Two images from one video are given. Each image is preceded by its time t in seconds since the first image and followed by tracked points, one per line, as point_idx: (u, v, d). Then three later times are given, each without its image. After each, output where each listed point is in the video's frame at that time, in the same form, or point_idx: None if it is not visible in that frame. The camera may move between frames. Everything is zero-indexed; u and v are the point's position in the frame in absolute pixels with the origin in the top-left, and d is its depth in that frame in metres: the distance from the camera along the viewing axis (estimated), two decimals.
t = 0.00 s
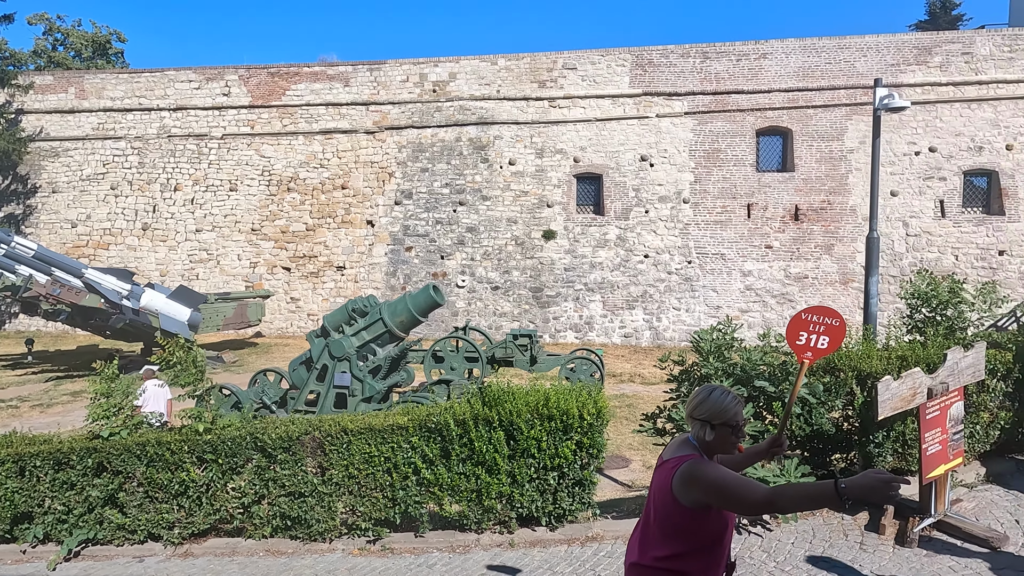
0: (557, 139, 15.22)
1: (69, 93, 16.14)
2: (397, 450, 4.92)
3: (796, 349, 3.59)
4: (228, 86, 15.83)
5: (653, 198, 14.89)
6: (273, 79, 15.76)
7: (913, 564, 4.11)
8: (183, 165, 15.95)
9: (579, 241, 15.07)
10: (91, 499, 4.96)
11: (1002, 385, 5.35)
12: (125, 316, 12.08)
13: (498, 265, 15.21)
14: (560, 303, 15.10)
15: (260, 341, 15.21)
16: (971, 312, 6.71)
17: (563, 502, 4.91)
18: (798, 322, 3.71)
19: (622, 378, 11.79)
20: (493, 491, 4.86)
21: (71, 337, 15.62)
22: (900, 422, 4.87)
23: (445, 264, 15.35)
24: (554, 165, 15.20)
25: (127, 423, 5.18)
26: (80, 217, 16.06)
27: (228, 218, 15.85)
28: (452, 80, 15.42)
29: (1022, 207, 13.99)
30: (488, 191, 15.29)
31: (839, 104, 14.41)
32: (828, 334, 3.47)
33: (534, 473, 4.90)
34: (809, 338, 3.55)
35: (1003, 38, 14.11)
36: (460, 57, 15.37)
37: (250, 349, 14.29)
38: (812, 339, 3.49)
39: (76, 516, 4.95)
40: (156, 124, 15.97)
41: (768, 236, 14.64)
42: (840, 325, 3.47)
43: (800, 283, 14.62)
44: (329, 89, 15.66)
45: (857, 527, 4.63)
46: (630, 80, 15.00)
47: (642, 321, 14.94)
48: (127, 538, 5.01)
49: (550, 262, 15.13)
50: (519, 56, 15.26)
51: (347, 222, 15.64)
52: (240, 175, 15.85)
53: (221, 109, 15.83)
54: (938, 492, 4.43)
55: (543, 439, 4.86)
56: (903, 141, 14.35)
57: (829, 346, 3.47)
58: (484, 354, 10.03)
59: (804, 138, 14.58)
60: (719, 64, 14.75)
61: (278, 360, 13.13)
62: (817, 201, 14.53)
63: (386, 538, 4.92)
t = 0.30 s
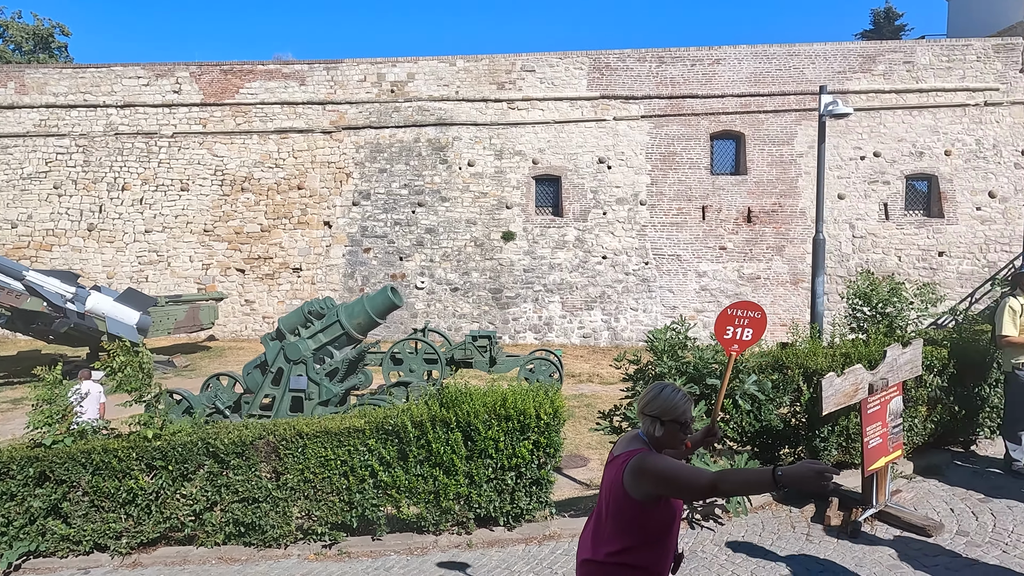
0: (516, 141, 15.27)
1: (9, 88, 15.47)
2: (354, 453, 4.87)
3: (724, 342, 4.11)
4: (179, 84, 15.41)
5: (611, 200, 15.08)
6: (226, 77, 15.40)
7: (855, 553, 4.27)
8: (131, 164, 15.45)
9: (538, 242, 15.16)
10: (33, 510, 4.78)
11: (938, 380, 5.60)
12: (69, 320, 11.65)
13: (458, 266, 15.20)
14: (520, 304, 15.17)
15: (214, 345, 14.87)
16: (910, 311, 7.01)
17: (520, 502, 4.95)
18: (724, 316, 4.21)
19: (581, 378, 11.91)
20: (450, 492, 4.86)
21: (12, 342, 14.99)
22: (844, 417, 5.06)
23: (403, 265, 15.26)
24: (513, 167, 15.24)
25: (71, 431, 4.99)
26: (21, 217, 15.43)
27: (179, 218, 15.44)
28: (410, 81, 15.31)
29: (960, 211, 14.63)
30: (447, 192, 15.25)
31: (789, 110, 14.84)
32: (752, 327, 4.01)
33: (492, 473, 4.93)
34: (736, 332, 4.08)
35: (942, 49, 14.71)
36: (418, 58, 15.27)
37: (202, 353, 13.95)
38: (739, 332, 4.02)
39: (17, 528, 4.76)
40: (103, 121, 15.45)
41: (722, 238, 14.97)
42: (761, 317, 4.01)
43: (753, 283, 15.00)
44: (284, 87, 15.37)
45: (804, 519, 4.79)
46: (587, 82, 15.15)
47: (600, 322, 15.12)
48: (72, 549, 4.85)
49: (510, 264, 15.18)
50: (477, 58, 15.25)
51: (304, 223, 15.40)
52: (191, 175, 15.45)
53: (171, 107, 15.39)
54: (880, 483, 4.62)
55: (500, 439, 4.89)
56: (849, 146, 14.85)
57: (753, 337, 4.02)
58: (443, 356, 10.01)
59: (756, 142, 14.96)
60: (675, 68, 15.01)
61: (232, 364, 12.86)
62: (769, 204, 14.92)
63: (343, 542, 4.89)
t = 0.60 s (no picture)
0: (474, 142, 15.26)
1: None
2: (309, 457, 4.81)
3: (663, 338, 4.43)
4: (125, 80, 14.91)
5: (569, 202, 15.21)
6: (176, 74, 14.98)
7: (801, 545, 4.42)
8: (75, 162, 14.89)
9: (497, 243, 15.19)
10: None
11: (879, 377, 5.83)
12: (11, 323, 11.40)
13: (416, 268, 15.12)
14: (479, 305, 15.18)
15: (164, 349, 14.47)
16: (854, 310, 7.28)
17: (478, 502, 4.97)
18: (659, 312, 4.51)
19: (540, 378, 11.98)
20: (408, 494, 4.85)
21: None
22: (791, 414, 5.23)
23: (361, 267, 15.09)
24: (472, 168, 15.23)
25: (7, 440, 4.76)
26: None
27: (126, 218, 14.97)
28: (367, 80, 15.14)
29: (902, 214, 15.22)
30: (405, 193, 15.14)
31: (741, 114, 15.23)
32: (687, 322, 4.34)
33: (449, 474, 4.94)
34: (672, 328, 4.41)
35: (885, 57, 15.27)
36: (375, 57, 15.11)
37: (152, 357, 13.57)
38: (676, 328, 4.36)
39: None
40: (44, 118, 14.85)
41: (678, 239, 15.25)
42: (695, 313, 4.34)
43: (707, 284, 15.33)
44: (237, 85, 15.03)
45: (753, 513, 4.94)
46: (545, 85, 15.24)
47: (558, 322, 15.25)
48: (11, 563, 4.61)
49: (468, 265, 15.17)
50: (435, 58, 15.18)
51: (258, 224, 15.10)
52: (139, 174, 14.98)
53: (117, 103, 14.89)
54: (825, 476, 4.80)
55: (457, 441, 4.90)
56: (798, 150, 15.30)
57: (689, 331, 4.36)
58: (401, 358, 9.94)
59: (710, 146, 15.29)
60: (631, 72, 15.22)
61: (183, 368, 12.54)
62: (722, 206, 15.27)
63: (298, 548, 4.83)
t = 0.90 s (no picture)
0: (429, 143, 15.19)
1: None
2: (259, 462, 4.72)
3: (593, 335, 4.56)
4: (64, 74, 14.30)
5: (524, 203, 15.29)
6: (118, 68, 14.44)
7: (747, 537, 4.56)
8: (9, 159, 14.22)
9: (452, 245, 15.16)
10: None
11: (821, 373, 6.05)
12: None
13: (370, 269, 14.96)
14: (434, 306, 15.12)
15: (106, 353, 13.96)
16: (798, 308, 7.54)
17: (432, 503, 4.97)
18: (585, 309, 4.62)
19: (495, 379, 11.99)
20: (361, 497, 4.82)
21: None
22: (737, 410, 5.39)
23: (314, 268, 14.86)
24: (427, 169, 15.15)
25: None
26: None
27: (65, 218, 14.38)
28: (319, 79, 14.90)
29: (844, 216, 15.80)
30: (359, 194, 14.97)
31: (691, 119, 15.58)
32: (614, 316, 4.53)
33: (403, 476, 4.92)
34: (601, 324, 4.57)
35: (828, 66, 15.83)
36: (328, 55, 14.87)
37: (93, 362, 13.08)
38: (605, 323, 4.53)
39: None
40: None
41: (631, 241, 15.48)
42: (620, 306, 4.56)
43: (660, 284, 15.61)
44: (183, 81, 14.59)
45: (702, 507, 5.06)
46: (500, 87, 15.27)
47: (514, 323, 15.32)
48: None
49: (424, 266, 15.09)
50: (389, 58, 15.04)
51: (206, 224, 14.71)
52: (79, 172, 14.41)
53: (55, 98, 14.27)
54: (769, 470, 4.97)
55: (411, 442, 4.88)
56: (746, 154, 15.74)
57: (615, 324, 4.57)
58: (356, 360, 9.80)
59: (662, 149, 15.58)
60: (585, 76, 15.40)
61: (127, 373, 12.12)
62: (674, 208, 15.58)
63: (248, 554, 4.75)
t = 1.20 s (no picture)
0: (379, 143, 15.01)
1: None
2: (202, 470, 4.59)
3: (510, 333, 5.23)
4: None
5: (476, 204, 15.27)
6: (49, 61, 13.73)
7: (694, 532, 4.68)
8: None
9: (404, 246, 15.04)
10: None
11: (763, 370, 6.24)
12: None
13: (319, 271, 14.70)
14: (385, 308, 14.97)
15: (37, 360, 13.31)
16: (742, 307, 7.76)
17: (383, 507, 4.92)
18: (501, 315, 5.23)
19: (447, 381, 11.94)
20: (310, 503, 4.72)
21: None
22: (685, 408, 5.53)
23: (260, 270, 14.51)
24: (377, 169, 14.98)
25: None
26: None
27: None
28: (265, 76, 14.54)
29: (786, 219, 16.34)
30: (307, 194, 14.69)
31: (640, 122, 15.86)
32: (523, 312, 5.34)
33: (353, 480, 4.85)
34: (515, 323, 5.28)
35: (770, 73, 16.34)
36: (274, 52, 14.51)
37: (23, 369, 12.45)
38: (518, 321, 5.28)
39: None
40: None
41: (582, 242, 15.64)
42: (524, 303, 5.37)
43: (610, 285, 15.83)
44: (121, 76, 14.00)
45: (651, 504, 5.17)
46: (452, 88, 15.22)
47: (466, 325, 15.31)
48: None
49: (374, 267, 14.92)
50: (338, 56, 14.79)
51: (145, 224, 14.19)
52: (6, 169, 13.66)
53: None
54: (715, 467, 5.08)
55: (361, 446, 4.82)
56: (693, 158, 16.10)
57: (523, 319, 5.35)
58: (304, 364, 9.63)
59: (612, 152, 15.80)
60: (536, 78, 15.49)
61: (61, 380, 11.59)
62: (623, 210, 15.82)
63: (191, 565, 4.61)
